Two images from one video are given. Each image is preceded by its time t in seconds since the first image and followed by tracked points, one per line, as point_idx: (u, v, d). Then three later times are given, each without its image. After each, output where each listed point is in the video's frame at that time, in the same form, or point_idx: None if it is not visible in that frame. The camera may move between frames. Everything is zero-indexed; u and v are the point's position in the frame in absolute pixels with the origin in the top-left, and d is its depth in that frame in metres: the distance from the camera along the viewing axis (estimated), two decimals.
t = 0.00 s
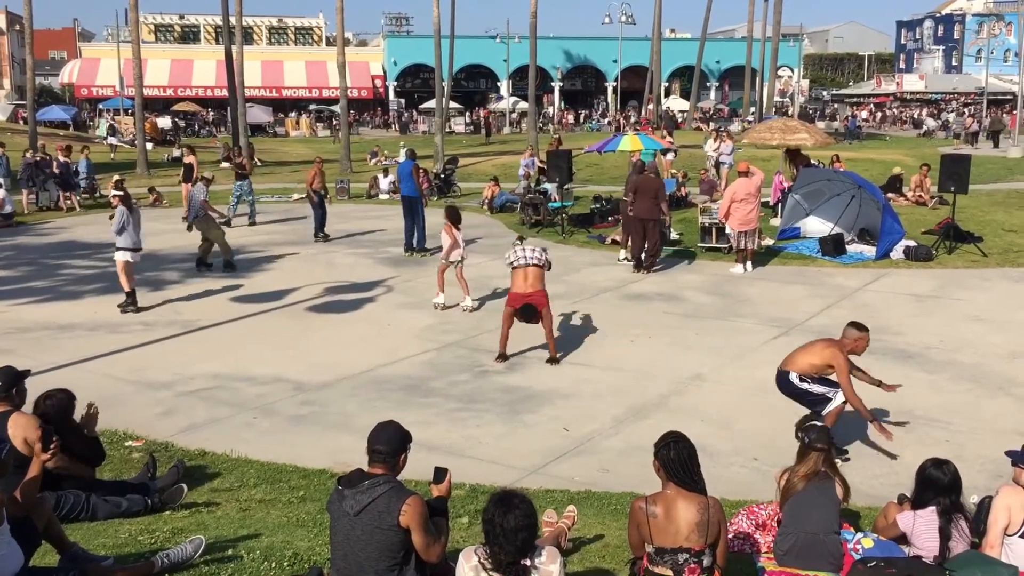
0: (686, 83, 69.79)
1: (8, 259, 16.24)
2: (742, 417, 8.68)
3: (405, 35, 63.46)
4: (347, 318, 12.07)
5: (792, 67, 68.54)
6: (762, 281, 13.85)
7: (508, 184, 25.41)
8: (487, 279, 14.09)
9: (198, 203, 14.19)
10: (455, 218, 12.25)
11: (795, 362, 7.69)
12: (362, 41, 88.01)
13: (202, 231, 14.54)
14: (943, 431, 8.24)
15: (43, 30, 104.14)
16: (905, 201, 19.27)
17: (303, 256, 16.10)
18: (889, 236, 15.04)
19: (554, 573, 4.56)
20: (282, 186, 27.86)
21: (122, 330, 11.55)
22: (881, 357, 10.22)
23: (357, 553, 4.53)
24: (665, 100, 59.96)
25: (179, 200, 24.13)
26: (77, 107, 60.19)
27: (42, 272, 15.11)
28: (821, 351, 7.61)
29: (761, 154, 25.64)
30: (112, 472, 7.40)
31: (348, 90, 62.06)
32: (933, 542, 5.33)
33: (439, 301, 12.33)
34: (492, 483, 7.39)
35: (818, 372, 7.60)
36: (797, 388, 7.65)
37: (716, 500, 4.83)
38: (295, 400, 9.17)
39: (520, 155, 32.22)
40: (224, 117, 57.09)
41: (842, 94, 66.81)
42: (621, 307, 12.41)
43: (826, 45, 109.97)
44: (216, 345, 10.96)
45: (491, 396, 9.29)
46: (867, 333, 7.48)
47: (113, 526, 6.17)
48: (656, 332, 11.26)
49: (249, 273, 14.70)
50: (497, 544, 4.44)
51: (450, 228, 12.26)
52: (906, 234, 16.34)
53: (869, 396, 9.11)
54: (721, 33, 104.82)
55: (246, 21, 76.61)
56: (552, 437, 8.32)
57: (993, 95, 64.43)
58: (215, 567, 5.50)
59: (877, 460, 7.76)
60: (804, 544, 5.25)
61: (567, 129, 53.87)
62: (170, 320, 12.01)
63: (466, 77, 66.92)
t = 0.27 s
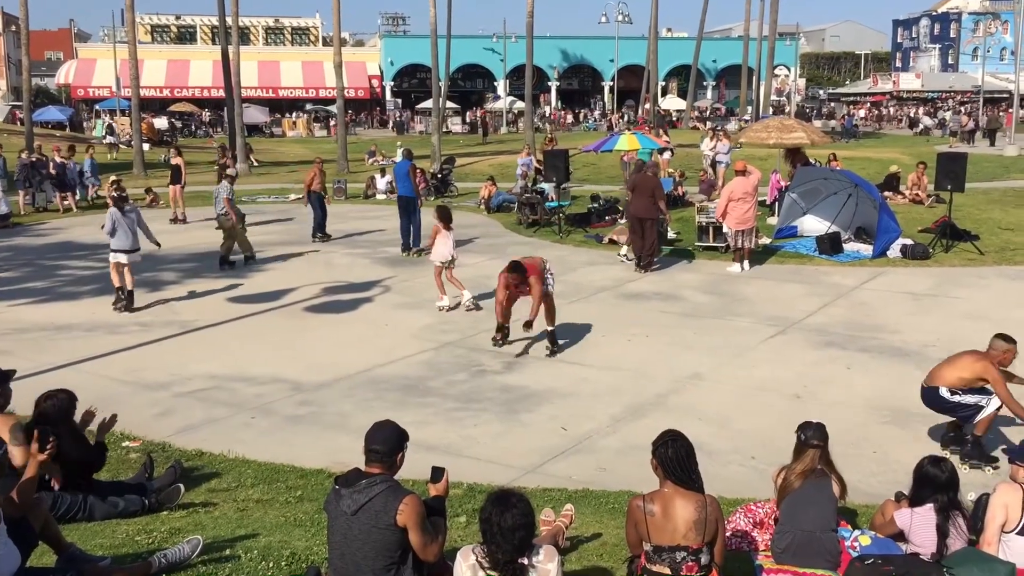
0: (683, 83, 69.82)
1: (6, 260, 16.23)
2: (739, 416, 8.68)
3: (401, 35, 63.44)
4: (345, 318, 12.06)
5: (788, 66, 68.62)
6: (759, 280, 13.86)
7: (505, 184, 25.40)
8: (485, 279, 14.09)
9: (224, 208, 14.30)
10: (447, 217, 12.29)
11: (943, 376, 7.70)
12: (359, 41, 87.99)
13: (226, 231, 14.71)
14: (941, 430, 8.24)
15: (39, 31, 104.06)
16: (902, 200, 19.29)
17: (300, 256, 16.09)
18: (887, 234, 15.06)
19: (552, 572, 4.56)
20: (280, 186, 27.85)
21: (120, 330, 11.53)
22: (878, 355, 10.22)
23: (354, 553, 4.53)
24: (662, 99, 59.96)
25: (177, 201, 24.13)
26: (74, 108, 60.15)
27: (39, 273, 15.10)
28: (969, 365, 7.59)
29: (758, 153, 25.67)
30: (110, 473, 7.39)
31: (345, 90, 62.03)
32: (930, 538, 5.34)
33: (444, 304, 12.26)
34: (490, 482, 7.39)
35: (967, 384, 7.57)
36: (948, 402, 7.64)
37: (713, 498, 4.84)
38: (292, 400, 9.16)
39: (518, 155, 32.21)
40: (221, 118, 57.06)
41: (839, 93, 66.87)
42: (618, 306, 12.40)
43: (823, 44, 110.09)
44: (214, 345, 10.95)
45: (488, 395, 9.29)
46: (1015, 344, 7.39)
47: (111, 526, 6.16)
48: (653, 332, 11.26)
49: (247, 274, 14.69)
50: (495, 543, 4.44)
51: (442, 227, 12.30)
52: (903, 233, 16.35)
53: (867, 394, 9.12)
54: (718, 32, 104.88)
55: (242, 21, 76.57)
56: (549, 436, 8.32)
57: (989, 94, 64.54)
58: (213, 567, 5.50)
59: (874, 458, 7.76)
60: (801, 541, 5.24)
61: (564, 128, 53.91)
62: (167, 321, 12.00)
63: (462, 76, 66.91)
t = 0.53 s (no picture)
0: (680, 82, 69.92)
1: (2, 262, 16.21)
2: (737, 415, 8.69)
3: (398, 36, 63.49)
4: (342, 319, 12.05)
5: (785, 65, 68.71)
6: (756, 279, 13.88)
7: (502, 184, 25.41)
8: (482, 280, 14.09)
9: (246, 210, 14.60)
10: (439, 216, 12.29)
11: None
12: (356, 41, 88.02)
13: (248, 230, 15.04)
14: (938, 429, 8.25)
15: (35, 32, 104.04)
16: (898, 199, 19.31)
17: (297, 257, 16.09)
18: (883, 233, 15.07)
19: (550, 572, 4.57)
20: (277, 187, 27.85)
21: (117, 332, 11.53)
22: (876, 354, 10.23)
23: (351, 555, 4.52)
24: (659, 99, 60.03)
25: (174, 203, 24.12)
26: (70, 109, 60.11)
27: (36, 275, 15.08)
28: None
29: (755, 152, 25.69)
30: (106, 475, 7.38)
31: (342, 91, 62.05)
32: (928, 539, 5.34)
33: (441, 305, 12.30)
34: (487, 482, 7.39)
35: None
36: None
37: (710, 498, 4.85)
38: (290, 402, 9.16)
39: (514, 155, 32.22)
40: (218, 120, 57.04)
41: (836, 92, 66.97)
42: (615, 306, 12.41)
43: (819, 43, 110.53)
44: (211, 347, 10.95)
45: (485, 396, 9.29)
46: None
47: (107, 528, 6.15)
48: (651, 331, 11.27)
49: (244, 275, 14.69)
50: (492, 544, 4.43)
51: (436, 226, 12.30)
52: (900, 232, 16.36)
53: (864, 393, 9.13)
54: (714, 32, 105.04)
55: (239, 22, 76.60)
56: (547, 436, 8.32)
57: (986, 92, 64.65)
58: (210, 569, 5.50)
59: (871, 457, 7.77)
60: (799, 541, 5.25)
61: (561, 128, 53.95)
62: (164, 322, 11.99)
63: (459, 77, 66.97)
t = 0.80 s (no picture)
0: (677, 83, 69.97)
1: None
2: (734, 415, 8.69)
3: (395, 37, 63.49)
4: (339, 320, 12.04)
5: (782, 66, 68.82)
6: (753, 279, 13.88)
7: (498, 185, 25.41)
8: (479, 281, 14.08)
9: (266, 210, 14.86)
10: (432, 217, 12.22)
11: None
12: (352, 43, 88.02)
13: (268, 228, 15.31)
14: (935, 428, 8.26)
15: (31, 34, 103.92)
16: (895, 199, 19.33)
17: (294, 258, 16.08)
18: (880, 233, 15.08)
19: (547, 572, 4.57)
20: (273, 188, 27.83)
21: (113, 334, 11.51)
22: (872, 354, 10.24)
23: (348, 556, 4.52)
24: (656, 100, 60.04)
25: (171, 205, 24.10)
26: (66, 111, 60.02)
27: (33, 277, 15.05)
28: None
29: (751, 153, 25.71)
30: (103, 477, 7.37)
31: (338, 92, 61.98)
32: (925, 538, 5.34)
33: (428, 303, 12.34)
34: (485, 483, 7.39)
35: None
36: None
37: (707, 498, 4.84)
38: (287, 403, 9.15)
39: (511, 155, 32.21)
40: (214, 121, 56.98)
41: (832, 93, 67.03)
42: (612, 307, 12.41)
43: (815, 44, 110.69)
44: (208, 348, 10.93)
45: (482, 396, 9.29)
46: None
47: (103, 530, 6.15)
48: (648, 332, 11.27)
49: (240, 276, 14.66)
50: (489, 544, 4.43)
51: (429, 227, 12.24)
52: (896, 232, 16.37)
53: (861, 392, 9.13)
54: (711, 33, 105.15)
55: (235, 24, 76.54)
56: (544, 437, 8.32)
57: (982, 93, 64.75)
58: (207, 571, 5.49)
59: (868, 457, 7.77)
60: (796, 541, 5.25)
61: (557, 130, 53.97)
62: (161, 324, 11.97)
63: (456, 78, 66.96)
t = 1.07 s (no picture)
0: (674, 84, 70.03)
1: None
2: (733, 416, 8.70)
3: (393, 38, 63.52)
4: (337, 321, 12.05)
5: (779, 67, 68.91)
6: (751, 280, 13.89)
7: (496, 186, 25.42)
8: (477, 282, 14.08)
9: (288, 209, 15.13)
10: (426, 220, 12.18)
11: None
12: (350, 44, 88.05)
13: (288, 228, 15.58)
14: (933, 428, 8.27)
15: (29, 36, 103.90)
16: (892, 199, 19.35)
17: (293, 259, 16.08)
18: (877, 233, 15.09)
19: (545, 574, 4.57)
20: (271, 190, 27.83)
21: (111, 335, 11.50)
22: (871, 354, 10.25)
23: (347, 558, 4.52)
24: (653, 100, 60.10)
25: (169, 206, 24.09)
26: (64, 112, 60.00)
27: (31, 279, 15.05)
28: None
29: (749, 153, 25.74)
30: (101, 479, 7.36)
31: (336, 93, 61.95)
32: (923, 538, 5.33)
33: (415, 302, 12.44)
34: (484, 484, 7.40)
35: None
36: None
37: (706, 499, 4.84)
38: (285, 404, 9.15)
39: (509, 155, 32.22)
40: (212, 122, 56.94)
41: (830, 93, 67.11)
42: (611, 308, 12.41)
43: (813, 45, 110.85)
44: (206, 349, 10.93)
45: (481, 397, 9.29)
46: None
47: (102, 532, 6.14)
48: (647, 332, 11.27)
49: (239, 278, 14.66)
50: (488, 546, 4.43)
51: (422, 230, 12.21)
52: (894, 232, 16.40)
53: (859, 393, 9.14)
54: (708, 33, 105.24)
55: (232, 25, 76.54)
56: (542, 438, 8.32)
57: (979, 93, 64.82)
58: (206, 573, 5.49)
59: (867, 457, 7.78)
60: (794, 541, 5.27)
61: (555, 130, 53.99)
62: (159, 325, 11.97)
63: (453, 79, 66.99)
